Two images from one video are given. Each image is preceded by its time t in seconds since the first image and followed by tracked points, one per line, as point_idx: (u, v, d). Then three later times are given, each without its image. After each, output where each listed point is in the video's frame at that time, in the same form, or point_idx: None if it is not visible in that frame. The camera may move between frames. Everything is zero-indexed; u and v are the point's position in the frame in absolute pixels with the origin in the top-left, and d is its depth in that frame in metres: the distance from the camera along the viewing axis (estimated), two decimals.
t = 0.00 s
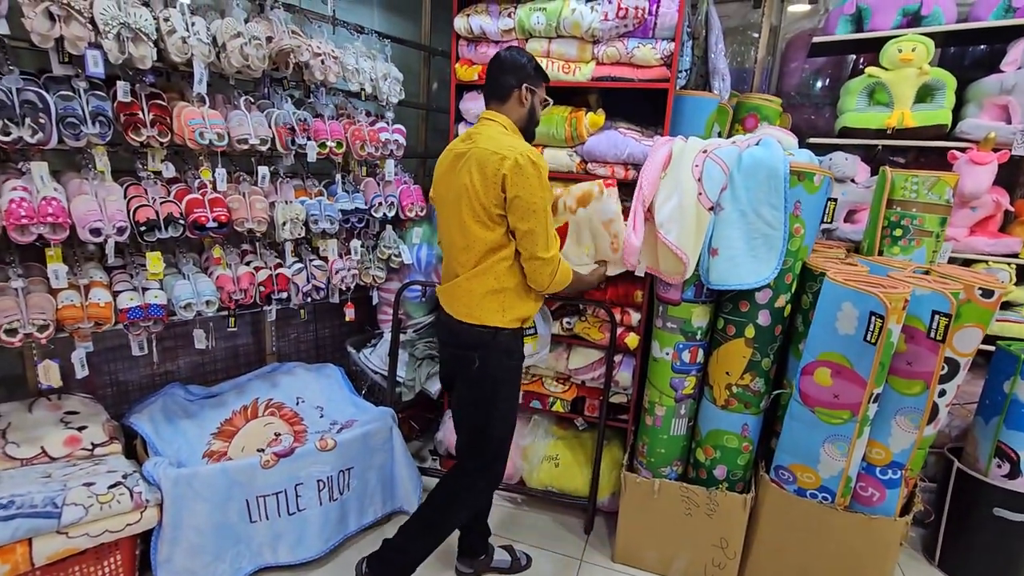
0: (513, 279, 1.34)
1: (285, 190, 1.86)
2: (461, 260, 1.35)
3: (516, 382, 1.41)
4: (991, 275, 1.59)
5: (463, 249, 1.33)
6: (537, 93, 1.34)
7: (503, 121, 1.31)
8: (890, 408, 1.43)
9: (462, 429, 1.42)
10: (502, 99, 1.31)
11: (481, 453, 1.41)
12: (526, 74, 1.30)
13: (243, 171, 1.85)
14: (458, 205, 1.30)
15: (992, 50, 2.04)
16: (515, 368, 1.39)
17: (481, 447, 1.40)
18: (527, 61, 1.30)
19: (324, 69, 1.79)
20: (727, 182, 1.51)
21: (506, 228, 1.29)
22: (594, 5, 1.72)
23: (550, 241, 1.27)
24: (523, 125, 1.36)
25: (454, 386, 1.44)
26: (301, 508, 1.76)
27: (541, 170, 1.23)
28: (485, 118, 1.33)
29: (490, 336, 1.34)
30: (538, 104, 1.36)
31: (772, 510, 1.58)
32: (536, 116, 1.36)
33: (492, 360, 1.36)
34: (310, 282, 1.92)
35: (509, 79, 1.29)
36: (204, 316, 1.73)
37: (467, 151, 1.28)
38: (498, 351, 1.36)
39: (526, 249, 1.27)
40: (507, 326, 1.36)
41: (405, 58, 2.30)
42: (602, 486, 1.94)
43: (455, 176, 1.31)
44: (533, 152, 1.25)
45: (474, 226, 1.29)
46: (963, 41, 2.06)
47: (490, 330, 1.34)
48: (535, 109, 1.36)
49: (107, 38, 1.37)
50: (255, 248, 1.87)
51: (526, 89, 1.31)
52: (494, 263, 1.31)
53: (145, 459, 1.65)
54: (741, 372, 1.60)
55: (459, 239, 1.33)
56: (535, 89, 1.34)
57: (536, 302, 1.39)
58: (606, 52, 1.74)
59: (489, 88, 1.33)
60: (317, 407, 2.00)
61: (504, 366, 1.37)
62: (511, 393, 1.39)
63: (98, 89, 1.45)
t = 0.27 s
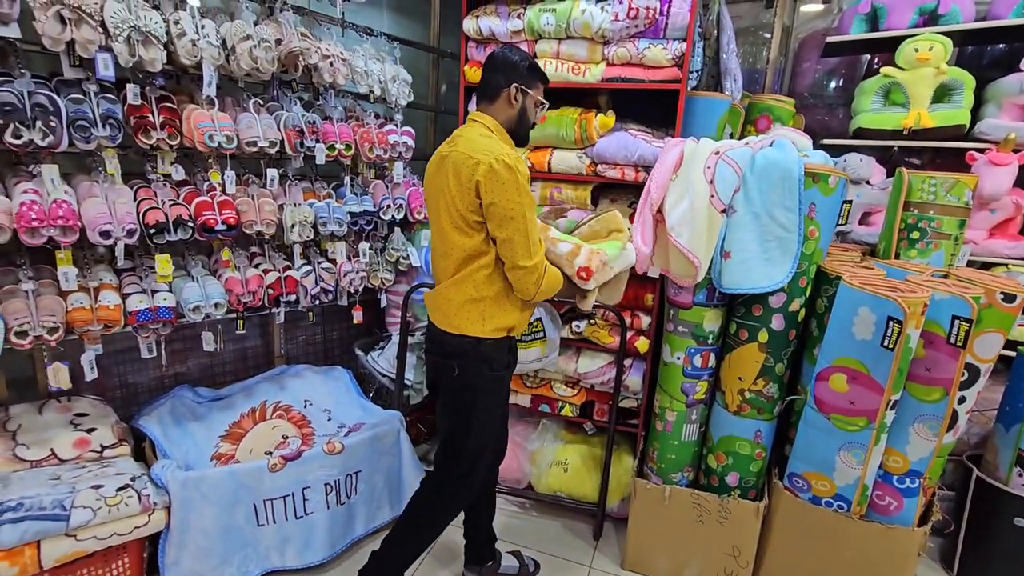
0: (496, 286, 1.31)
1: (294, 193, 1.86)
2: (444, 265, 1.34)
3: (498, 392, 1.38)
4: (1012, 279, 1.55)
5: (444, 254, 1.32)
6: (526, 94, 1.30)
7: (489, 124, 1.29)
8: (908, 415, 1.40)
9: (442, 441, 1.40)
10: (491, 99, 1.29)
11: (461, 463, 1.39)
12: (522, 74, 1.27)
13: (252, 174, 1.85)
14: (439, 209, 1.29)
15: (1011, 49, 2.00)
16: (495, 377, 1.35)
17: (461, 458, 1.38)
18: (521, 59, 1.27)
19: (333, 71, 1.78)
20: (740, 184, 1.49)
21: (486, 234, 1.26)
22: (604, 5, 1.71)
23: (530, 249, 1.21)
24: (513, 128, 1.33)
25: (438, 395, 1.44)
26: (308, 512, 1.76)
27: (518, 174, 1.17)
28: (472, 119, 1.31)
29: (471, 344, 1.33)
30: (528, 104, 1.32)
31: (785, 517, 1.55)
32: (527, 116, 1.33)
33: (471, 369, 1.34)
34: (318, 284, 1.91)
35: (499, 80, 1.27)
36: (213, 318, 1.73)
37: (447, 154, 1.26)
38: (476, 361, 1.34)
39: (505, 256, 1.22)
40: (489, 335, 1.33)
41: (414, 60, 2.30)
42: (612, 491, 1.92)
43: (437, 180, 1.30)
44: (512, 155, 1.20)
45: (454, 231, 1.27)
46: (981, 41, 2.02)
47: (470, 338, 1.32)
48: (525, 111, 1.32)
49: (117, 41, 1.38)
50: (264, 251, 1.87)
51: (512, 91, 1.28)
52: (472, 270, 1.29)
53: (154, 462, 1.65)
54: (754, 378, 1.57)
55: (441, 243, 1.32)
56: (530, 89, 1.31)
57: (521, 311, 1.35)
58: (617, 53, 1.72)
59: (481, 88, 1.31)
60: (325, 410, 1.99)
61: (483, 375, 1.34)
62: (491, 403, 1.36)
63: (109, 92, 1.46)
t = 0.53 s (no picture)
0: (456, 298, 1.24)
1: (303, 195, 1.84)
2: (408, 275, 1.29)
3: (461, 409, 1.29)
4: None
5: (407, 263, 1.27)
6: (495, 91, 1.20)
7: (453, 127, 1.21)
8: (931, 425, 1.35)
9: (405, 460, 1.31)
10: (458, 99, 1.21)
11: (427, 483, 1.31)
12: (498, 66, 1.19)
13: (260, 175, 1.85)
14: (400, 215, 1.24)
15: None
16: (459, 394, 1.27)
17: (428, 477, 1.31)
18: (491, 56, 1.18)
19: (342, 72, 1.77)
20: (756, 185, 1.44)
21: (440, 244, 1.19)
22: (616, 3, 1.67)
23: (484, 263, 1.10)
24: (483, 127, 1.24)
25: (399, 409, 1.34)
26: (315, 517, 1.74)
27: (466, 183, 1.08)
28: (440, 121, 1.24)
29: (432, 358, 1.25)
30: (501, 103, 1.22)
31: (802, 529, 1.51)
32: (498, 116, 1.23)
33: (429, 387, 1.26)
34: (326, 287, 1.90)
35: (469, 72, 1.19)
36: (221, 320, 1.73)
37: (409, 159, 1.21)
38: (437, 376, 1.25)
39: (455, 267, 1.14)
40: (451, 350, 1.26)
41: (424, 61, 2.29)
42: (622, 499, 1.88)
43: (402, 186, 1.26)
44: (464, 162, 1.11)
45: (412, 241, 1.23)
46: (1007, 38, 1.95)
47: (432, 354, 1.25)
48: (496, 110, 1.22)
49: (126, 43, 1.37)
50: (272, 253, 1.86)
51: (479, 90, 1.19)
52: (430, 281, 1.22)
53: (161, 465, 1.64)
54: (770, 385, 1.53)
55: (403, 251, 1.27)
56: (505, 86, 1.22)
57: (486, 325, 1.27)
58: (629, 52, 1.69)
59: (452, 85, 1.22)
60: (333, 413, 1.98)
61: (445, 392, 1.25)
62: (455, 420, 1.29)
63: (117, 94, 1.46)
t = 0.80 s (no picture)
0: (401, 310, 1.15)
1: (310, 196, 1.83)
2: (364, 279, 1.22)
3: (416, 419, 1.21)
4: None
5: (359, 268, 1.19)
6: (449, 85, 1.07)
7: (407, 125, 1.10)
8: (957, 437, 1.29)
9: (363, 476, 1.25)
10: (413, 95, 1.10)
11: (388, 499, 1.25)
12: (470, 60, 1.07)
13: (267, 177, 1.84)
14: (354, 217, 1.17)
15: None
16: (411, 404, 1.19)
17: (389, 493, 1.25)
18: (451, 46, 1.05)
19: (349, 73, 1.76)
20: (772, 186, 1.39)
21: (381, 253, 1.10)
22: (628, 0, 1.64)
23: (405, 273, 1.00)
24: (441, 125, 1.11)
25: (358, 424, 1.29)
26: (319, 521, 1.73)
27: (387, 186, 0.99)
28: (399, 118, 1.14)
29: (381, 367, 1.18)
30: (458, 99, 1.08)
31: (819, 543, 1.45)
32: (453, 112, 1.09)
33: (379, 397, 1.20)
34: (333, 289, 1.88)
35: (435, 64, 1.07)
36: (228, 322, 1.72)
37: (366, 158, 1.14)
38: (386, 387, 1.18)
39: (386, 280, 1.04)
40: (394, 361, 1.17)
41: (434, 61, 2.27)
42: (632, 507, 1.84)
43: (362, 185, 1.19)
44: (394, 163, 1.02)
45: (358, 246, 1.15)
46: None
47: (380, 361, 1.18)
48: (451, 106, 1.09)
49: (132, 44, 1.37)
50: (280, 255, 1.85)
51: (433, 83, 1.07)
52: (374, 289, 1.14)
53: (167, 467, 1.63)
54: (785, 393, 1.48)
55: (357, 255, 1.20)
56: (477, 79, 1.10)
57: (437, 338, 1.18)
58: (641, 51, 1.66)
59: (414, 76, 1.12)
60: (340, 416, 1.93)
61: (393, 401, 1.19)
62: (409, 431, 1.21)
63: (124, 95, 1.45)
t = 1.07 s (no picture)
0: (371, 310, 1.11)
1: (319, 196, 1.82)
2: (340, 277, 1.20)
3: (397, 421, 1.20)
4: None
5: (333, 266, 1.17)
6: (410, 76, 1.02)
7: (373, 121, 1.06)
8: (986, 447, 1.23)
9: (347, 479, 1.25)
10: (380, 90, 1.06)
11: (369, 501, 1.23)
12: (450, 53, 1.01)
13: (277, 177, 1.83)
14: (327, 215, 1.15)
15: None
16: (390, 405, 1.17)
17: (371, 496, 1.23)
18: (413, 34, 0.99)
19: (359, 72, 1.75)
20: (790, 184, 1.35)
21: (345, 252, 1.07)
22: None
23: (359, 274, 0.97)
24: (407, 118, 1.06)
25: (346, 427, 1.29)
26: (326, 524, 1.71)
27: (340, 184, 0.97)
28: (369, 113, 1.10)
29: (359, 367, 1.17)
30: (419, 92, 1.02)
31: (838, 555, 1.40)
32: (419, 105, 1.03)
33: (358, 398, 1.19)
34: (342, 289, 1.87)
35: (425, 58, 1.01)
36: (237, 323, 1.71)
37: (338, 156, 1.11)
38: (364, 387, 1.18)
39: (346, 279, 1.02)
40: (372, 359, 1.16)
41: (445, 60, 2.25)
42: (644, 514, 1.79)
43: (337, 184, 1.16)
44: (351, 162, 0.99)
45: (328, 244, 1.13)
46: None
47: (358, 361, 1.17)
48: (415, 99, 1.03)
49: (141, 43, 1.36)
50: (289, 255, 1.84)
51: (394, 74, 1.03)
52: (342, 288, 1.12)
53: (176, 467, 1.63)
54: (804, 399, 1.43)
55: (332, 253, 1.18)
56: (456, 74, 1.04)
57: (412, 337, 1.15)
58: (654, 47, 1.62)
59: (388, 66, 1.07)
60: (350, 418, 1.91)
61: (371, 402, 1.17)
62: (390, 434, 1.19)
63: (134, 95, 1.45)
